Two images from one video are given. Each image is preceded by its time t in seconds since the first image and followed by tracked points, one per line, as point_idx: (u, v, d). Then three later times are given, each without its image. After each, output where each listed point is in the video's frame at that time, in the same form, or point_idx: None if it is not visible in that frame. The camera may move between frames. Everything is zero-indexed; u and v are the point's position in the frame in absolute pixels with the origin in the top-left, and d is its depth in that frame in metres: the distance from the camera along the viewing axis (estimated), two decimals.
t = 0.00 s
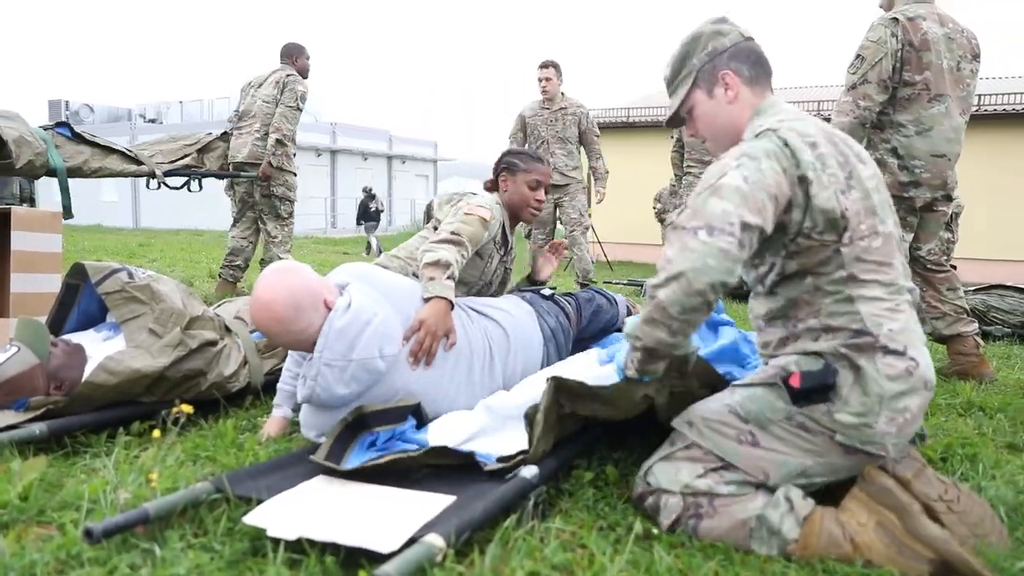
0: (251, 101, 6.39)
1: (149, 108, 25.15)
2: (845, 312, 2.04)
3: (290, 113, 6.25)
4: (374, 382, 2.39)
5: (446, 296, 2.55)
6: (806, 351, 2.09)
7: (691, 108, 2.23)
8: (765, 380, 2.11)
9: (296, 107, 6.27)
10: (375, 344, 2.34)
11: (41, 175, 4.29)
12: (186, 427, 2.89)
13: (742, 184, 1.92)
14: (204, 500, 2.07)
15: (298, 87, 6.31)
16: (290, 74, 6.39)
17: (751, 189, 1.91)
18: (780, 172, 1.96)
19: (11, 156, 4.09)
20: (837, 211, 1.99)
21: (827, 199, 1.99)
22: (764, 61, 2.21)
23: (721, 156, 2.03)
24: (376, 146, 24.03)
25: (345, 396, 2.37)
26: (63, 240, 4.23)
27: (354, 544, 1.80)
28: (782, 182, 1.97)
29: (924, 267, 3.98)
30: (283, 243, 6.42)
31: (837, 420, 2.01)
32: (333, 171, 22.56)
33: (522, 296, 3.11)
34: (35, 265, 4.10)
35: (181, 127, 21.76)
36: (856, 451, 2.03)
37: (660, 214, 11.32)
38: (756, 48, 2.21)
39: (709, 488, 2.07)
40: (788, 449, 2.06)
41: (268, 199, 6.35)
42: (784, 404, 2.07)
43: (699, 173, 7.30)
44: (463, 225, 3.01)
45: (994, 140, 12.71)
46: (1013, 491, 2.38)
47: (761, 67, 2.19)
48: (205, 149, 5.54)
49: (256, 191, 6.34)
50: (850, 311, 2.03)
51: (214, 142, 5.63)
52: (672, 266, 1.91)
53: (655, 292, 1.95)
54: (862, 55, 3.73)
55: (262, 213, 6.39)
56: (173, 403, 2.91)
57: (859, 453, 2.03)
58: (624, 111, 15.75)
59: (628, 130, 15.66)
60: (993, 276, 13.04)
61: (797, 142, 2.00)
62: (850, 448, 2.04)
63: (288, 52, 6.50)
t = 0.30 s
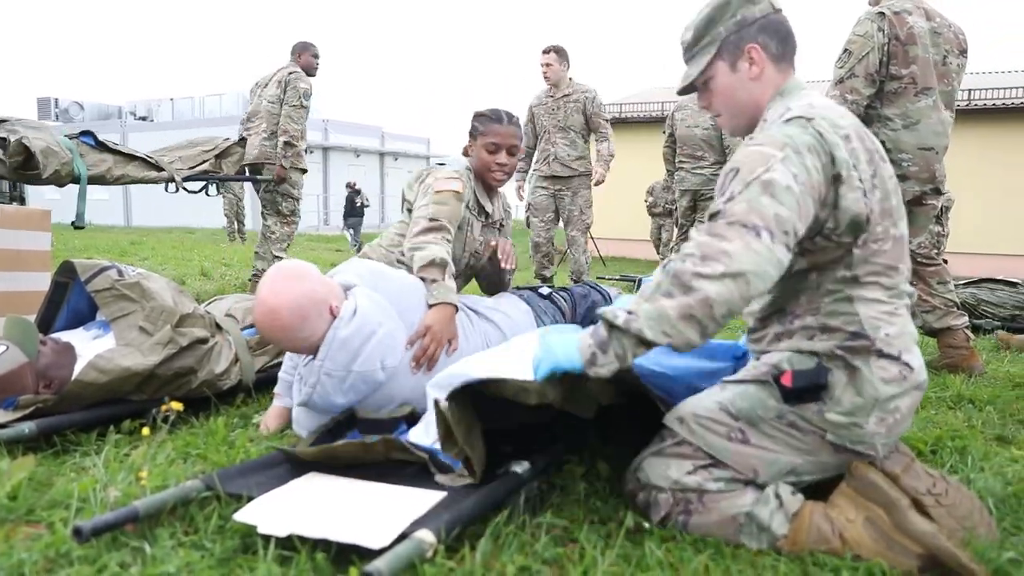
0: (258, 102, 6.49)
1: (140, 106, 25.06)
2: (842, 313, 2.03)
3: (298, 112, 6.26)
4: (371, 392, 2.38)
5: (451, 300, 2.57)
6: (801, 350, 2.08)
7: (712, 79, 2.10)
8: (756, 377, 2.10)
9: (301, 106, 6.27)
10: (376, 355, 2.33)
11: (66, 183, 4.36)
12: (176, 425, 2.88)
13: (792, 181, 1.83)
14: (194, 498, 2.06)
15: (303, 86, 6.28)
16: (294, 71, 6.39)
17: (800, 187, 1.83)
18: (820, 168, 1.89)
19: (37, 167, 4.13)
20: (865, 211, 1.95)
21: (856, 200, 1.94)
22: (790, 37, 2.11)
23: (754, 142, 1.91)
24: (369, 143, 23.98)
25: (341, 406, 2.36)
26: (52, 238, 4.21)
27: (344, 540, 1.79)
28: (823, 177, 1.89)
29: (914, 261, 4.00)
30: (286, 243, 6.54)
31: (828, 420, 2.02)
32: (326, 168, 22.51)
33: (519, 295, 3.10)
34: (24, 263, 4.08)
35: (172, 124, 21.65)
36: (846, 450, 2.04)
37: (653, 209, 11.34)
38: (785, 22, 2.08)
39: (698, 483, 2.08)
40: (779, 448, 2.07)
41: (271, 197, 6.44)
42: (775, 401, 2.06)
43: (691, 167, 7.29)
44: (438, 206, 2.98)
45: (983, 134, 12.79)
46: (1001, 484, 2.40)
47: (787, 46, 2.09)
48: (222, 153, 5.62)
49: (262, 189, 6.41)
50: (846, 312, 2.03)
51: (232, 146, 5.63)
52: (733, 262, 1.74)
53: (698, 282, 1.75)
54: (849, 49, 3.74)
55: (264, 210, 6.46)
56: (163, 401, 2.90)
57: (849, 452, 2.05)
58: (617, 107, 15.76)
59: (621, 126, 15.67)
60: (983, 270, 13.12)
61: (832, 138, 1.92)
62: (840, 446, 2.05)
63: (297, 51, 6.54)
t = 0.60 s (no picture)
0: (270, 114, 6.71)
1: (137, 111, 25.09)
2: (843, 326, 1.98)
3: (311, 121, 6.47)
4: (370, 414, 2.37)
5: (465, 318, 2.55)
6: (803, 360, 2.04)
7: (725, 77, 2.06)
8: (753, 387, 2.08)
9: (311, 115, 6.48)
10: (381, 381, 2.30)
11: (102, 190, 4.63)
12: (168, 432, 2.87)
13: (842, 217, 1.79)
14: (186, 506, 2.05)
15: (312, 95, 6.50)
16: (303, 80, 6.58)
17: (853, 222, 1.79)
18: (855, 194, 1.83)
19: (77, 172, 4.44)
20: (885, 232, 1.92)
21: (880, 224, 1.91)
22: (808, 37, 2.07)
23: (785, 170, 1.83)
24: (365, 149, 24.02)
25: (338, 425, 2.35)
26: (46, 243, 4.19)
27: (336, 548, 1.78)
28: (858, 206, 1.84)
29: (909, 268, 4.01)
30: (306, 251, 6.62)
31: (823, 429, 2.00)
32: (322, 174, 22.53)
33: (524, 308, 3.07)
34: (18, 268, 4.06)
35: (168, 130, 21.66)
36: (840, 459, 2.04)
37: (648, 215, 11.39)
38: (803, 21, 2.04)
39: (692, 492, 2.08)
40: (774, 457, 2.06)
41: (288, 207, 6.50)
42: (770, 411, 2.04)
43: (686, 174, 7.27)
44: (419, 205, 2.95)
45: (972, 142, 12.88)
46: (996, 491, 2.39)
47: (804, 46, 2.05)
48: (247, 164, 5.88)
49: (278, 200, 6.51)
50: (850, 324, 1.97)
51: (255, 158, 6.02)
52: (817, 336, 1.78)
53: (786, 357, 1.81)
54: (837, 58, 3.75)
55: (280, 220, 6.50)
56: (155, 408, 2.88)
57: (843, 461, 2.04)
58: (612, 114, 15.83)
59: (617, 132, 15.73)
60: (977, 277, 13.18)
61: (860, 158, 1.86)
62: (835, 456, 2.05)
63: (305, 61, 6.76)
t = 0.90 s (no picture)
0: (286, 120, 6.82)
1: (132, 113, 25.06)
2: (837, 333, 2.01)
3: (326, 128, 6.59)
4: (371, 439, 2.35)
5: (487, 341, 2.54)
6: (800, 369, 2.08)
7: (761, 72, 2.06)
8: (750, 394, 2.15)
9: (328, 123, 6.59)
10: (389, 414, 2.27)
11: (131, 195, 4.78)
12: (162, 435, 2.86)
13: (875, 240, 1.83)
14: (180, 509, 2.05)
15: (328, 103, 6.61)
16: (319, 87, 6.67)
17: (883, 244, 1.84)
18: (891, 209, 1.88)
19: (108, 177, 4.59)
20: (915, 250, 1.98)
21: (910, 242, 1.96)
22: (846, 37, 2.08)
23: (820, 182, 1.86)
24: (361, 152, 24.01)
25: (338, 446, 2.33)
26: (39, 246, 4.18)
27: (330, 551, 1.79)
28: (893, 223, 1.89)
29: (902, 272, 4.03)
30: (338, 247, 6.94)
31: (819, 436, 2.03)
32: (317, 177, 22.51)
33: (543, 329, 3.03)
34: (12, 271, 4.04)
35: (163, 133, 21.63)
36: (834, 464, 2.05)
37: (642, 218, 11.41)
38: (843, 21, 2.06)
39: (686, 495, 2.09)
40: (770, 462, 2.09)
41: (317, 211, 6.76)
42: (768, 416, 2.11)
43: (680, 178, 7.36)
44: (436, 218, 2.91)
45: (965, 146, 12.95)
46: (990, 494, 2.41)
47: (842, 45, 2.06)
48: (268, 168, 5.94)
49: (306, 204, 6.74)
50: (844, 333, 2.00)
51: (275, 163, 6.00)
52: (825, 359, 1.88)
53: (796, 369, 1.93)
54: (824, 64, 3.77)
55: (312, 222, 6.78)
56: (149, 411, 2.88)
57: (837, 466, 2.06)
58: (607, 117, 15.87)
59: (612, 135, 15.76)
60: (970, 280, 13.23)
61: (899, 172, 1.90)
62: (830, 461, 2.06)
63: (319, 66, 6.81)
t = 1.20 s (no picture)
0: (310, 124, 6.87)
1: (128, 113, 25.03)
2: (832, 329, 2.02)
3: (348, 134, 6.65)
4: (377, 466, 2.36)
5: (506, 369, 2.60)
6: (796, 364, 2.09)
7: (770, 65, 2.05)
8: (744, 390, 2.16)
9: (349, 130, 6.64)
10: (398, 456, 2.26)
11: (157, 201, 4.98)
12: (158, 435, 2.85)
13: (881, 231, 1.84)
14: (176, 509, 2.05)
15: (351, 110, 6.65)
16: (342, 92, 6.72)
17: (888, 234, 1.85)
18: (896, 203, 1.89)
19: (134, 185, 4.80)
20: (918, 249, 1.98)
21: (912, 238, 1.97)
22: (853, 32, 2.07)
23: (828, 169, 1.87)
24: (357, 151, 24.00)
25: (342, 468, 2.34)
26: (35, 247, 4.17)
27: (327, 548, 1.79)
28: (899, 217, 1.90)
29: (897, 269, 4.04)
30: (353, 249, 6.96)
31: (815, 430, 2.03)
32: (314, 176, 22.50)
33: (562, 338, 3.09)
34: (8, 272, 4.04)
35: (160, 133, 21.61)
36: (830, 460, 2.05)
37: (639, 216, 11.43)
38: (852, 16, 2.04)
39: (683, 491, 2.10)
40: (766, 458, 2.09)
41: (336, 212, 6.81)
42: (763, 412, 2.12)
43: (677, 174, 7.36)
44: (468, 239, 3.01)
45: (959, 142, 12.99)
46: (985, 488, 2.42)
47: (850, 40, 2.05)
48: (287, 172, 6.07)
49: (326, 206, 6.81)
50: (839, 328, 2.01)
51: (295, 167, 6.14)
52: (820, 331, 1.86)
53: (783, 332, 1.90)
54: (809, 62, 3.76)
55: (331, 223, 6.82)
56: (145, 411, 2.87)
57: (833, 462, 2.06)
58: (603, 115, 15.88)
59: (608, 134, 15.78)
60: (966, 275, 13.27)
61: (905, 168, 1.90)
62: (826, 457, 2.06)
63: (343, 70, 6.84)
